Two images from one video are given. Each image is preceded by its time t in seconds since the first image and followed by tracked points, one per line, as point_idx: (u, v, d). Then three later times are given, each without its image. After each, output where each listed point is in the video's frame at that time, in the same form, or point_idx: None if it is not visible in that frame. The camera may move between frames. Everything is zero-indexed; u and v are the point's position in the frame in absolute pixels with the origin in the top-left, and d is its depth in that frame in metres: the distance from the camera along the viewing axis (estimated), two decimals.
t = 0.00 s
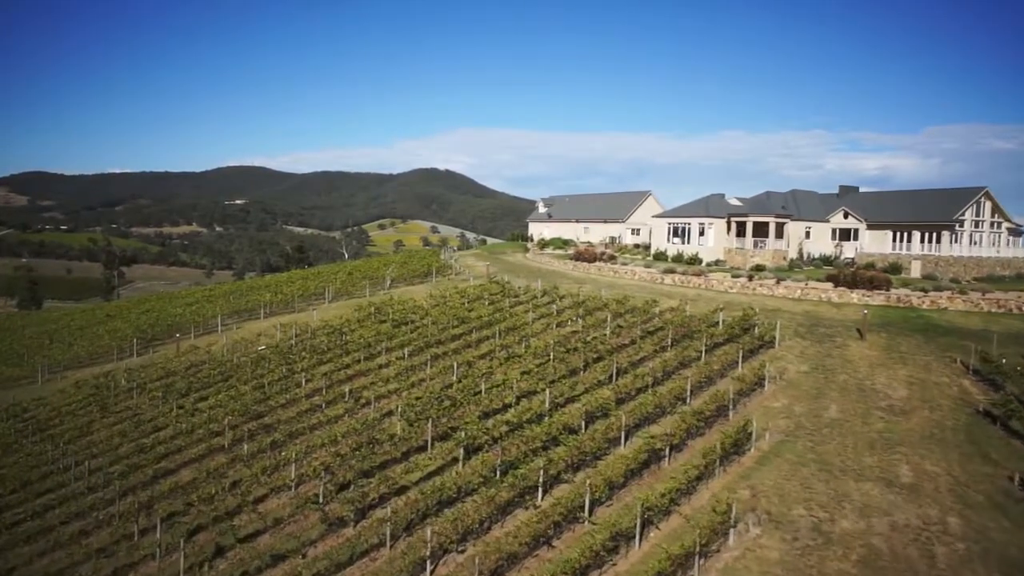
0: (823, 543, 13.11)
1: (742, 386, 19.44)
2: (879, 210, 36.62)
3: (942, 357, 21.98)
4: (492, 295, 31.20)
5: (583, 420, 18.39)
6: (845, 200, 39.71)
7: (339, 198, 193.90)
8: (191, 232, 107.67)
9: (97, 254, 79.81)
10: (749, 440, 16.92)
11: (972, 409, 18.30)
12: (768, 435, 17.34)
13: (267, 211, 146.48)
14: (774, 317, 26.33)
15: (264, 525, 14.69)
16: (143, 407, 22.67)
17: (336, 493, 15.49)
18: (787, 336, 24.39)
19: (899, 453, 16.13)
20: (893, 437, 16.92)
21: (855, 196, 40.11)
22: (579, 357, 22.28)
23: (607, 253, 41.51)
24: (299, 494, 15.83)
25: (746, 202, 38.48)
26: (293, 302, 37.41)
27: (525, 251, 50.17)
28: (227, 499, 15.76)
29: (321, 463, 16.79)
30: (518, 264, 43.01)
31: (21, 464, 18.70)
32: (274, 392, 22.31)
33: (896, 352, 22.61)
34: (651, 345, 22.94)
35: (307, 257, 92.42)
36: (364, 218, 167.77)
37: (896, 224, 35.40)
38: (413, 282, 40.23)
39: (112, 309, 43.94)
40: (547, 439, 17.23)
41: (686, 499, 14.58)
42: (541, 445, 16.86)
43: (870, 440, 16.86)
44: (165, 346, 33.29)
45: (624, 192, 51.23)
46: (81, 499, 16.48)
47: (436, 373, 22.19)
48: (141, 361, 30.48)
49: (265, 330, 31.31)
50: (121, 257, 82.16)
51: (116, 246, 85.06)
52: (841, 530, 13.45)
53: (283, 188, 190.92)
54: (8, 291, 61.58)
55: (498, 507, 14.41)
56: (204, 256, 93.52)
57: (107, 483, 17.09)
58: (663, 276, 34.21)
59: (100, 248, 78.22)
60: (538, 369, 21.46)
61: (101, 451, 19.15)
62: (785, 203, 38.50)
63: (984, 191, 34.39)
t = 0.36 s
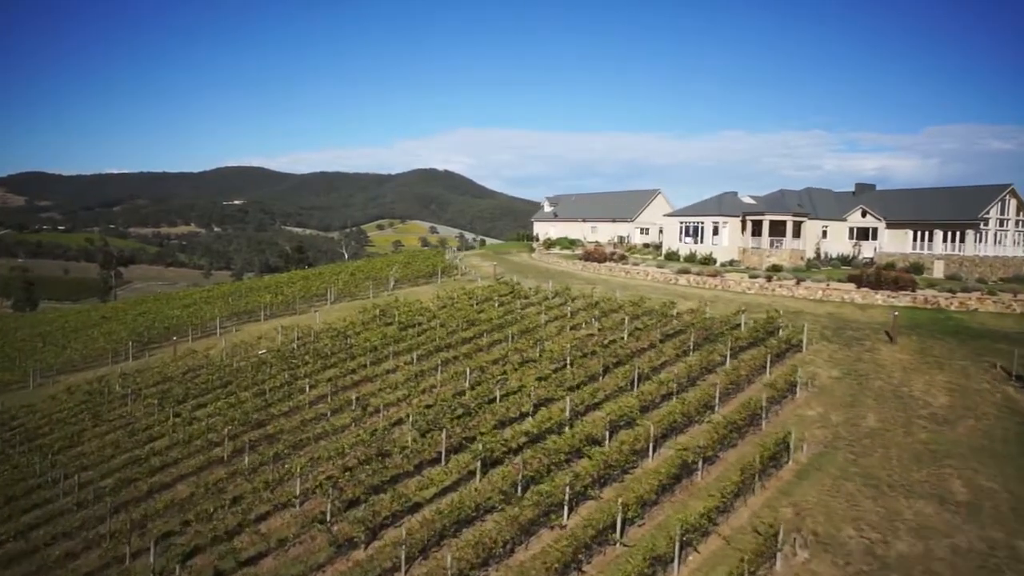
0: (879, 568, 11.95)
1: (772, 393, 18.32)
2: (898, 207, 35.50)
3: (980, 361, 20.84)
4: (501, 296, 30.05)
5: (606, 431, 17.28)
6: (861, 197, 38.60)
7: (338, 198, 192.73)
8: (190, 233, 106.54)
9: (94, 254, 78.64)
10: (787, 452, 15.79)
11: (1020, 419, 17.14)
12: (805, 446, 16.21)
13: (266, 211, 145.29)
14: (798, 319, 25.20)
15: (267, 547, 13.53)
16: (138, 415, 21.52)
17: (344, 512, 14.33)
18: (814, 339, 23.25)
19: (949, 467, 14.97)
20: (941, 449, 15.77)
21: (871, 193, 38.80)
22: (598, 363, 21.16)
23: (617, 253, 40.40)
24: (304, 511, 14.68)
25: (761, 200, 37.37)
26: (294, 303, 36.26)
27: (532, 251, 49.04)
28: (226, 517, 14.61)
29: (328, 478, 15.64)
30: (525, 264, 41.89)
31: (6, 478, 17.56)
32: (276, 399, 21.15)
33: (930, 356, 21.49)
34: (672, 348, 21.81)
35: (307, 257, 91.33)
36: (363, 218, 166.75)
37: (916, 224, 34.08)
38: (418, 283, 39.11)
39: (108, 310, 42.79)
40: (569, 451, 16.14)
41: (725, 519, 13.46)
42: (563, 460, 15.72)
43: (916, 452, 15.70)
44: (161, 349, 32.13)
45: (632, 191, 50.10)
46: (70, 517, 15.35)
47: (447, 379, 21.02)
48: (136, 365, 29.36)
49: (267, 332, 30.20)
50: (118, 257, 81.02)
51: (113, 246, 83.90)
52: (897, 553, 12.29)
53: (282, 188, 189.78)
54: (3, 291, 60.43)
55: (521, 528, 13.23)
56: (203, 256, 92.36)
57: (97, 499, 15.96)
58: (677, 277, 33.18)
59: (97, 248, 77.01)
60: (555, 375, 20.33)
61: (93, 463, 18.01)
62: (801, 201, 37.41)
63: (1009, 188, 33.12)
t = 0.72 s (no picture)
0: None
1: (809, 400, 17.17)
2: (919, 206, 34.41)
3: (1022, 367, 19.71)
4: (512, 298, 28.93)
5: (634, 443, 16.15)
6: (879, 195, 37.50)
7: (337, 198, 191.57)
8: (187, 233, 105.43)
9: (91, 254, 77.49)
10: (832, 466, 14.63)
11: None
12: (850, 459, 15.05)
13: (265, 211, 144.17)
14: (825, 322, 24.09)
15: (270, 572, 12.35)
16: (133, 423, 20.38)
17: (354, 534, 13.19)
18: (843, 343, 22.14)
19: (1010, 484, 13.81)
20: (997, 464, 14.61)
21: (889, 191, 37.70)
22: (619, 369, 20.04)
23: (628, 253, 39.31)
24: (311, 533, 13.53)
25: (778, 199, 36.27)
26: (296, 304, 35.13)
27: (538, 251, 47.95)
28: (227, 537, 13.45)
29: (337, 496, 14.52)
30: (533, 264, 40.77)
31: None
32: (279, 408, 20.02)
33: (969, 361, 20.37)
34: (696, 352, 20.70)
35: (307, 258, 90.24)
36: (362, 219, 165.72)
37: (938, 223, 33.03)
38: (423, 284, 37.98)
39: (104, 312, 41.63)
40: (596, 465, 15.00)
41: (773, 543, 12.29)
42: (590, 476, 14.63)
43: (971, 467, 14.55)
44: (159, 353, 30.99)
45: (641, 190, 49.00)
46: (57, 537, 14.21)
47: (460, 386, 19.91)
48: (132, 370, 28.20)
49: (268, 335, 29.04)
50: (115, 257, 79.82)
51: (110, 246, 82.75)
52: None
53: (281, 189, 188.69)
54: None
55: (550, 553, 12.05)
56: (201, 256, 91.25)
57: (88, 517, 14.82)
58: (693, 277, 32.08)
59: (94, 248, 75.82)
60: (575, 383, 19.23)
61: (84, 477, 16.86)
62: (818, 199, 36.28)
63: None
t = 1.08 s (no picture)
0: None
1: (852, 409, 16.05)
2: (942, 203, 33.34)
3: None
4: (525, 300, 27.83)
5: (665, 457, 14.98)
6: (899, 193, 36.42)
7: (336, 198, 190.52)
8: (187, 232, 104.43)
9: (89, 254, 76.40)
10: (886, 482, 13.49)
11: None
12: (904, 475, 13.91)
13: (264, 211, 143.15)
14: (855, 324, 23.00)
15: None
16: (129, 432, 19.28)
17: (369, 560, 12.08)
18: (877, 346, 21.03)
19: None
20: None
21: (910, 188, 36.60)
22: (644, 376, 18.90)
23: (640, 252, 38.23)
24: (321, 557, 12.40)
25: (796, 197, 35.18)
26: (299, 306, 34.05)
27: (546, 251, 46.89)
28: (228, 561, 12.31)
29: (348, 515, 13.40)
30: (542, 264, 39.68)
31: None
32: (285, 417, 18.89)
33: (1013, 366, 19.25)
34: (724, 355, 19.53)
35: (307, 257, 89.21)
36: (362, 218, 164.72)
37: (964, 222, 31.93)
38: (430, 284, 36.86)
39: (101, 312, 40.50)
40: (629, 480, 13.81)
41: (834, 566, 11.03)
42: (623, 493, 13.53)
43: None
44: (157, 356, 29.90)
45: (651, 188, 47.92)
46: (46, 561, 13.09)
47: (476, 396, 18.79)
48: (130, 374, 27.11)
49: (271, 338, 27.92)
50: (114, 256, 78.71)
51: (108, 245, 81.67)
52: None
53: (280, 188, 187.59)
54: None
55: None
56: (200, 256, 90.19)
57: (78, 537, 13.69)
58: (710, 278, 31.00)
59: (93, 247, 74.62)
60: (598, 391, 18.17)
61: (77, 493, 15.75)
62: (838, 197, 35.18)
63: None
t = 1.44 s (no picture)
0: None
1: (903, 420, 14.92)
2: (967, 201, 32.16)
3: None
4: (538, 303, 26.75)
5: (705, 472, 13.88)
6: (920, 191, 35.29)
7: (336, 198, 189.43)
8: (185, 232, 103.34)
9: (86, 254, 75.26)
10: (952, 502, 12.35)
11: None
12: (969, 493, 12.77)
13: (263, 211, 142.05)
14: (888, 327, 21.90)
15: None
16: (126, 443, 18.16)
17: None
18: (916, 350, 19.91)
19: None
20: None
21: (932, 186, 35.48)
22: (674, 384, 17.78)
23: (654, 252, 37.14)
24: None
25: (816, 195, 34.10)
26: (303, 308, 32.96)
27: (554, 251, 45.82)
28: None
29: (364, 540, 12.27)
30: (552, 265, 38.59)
31: None
32: (291, 427, 17.76)
33: None
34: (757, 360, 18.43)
35: (307, 257, 88.12)
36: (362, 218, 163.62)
37: (991, 220, 30.80)
38: (437, 285, 35.74)
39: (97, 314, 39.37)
40: (670, 499, 12.70)
41: None
42: (663, 514, 12.41)
43: None
44: (156, 360, 28.79)
45: (661, 187, 46.85)
46: None
47: (495, 405, 17.70)
48: (128, 379, 26.01)
49: (274, 342, 26.82)
50: (112, 256, 77.53)
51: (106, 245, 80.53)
52: None
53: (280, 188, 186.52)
54: None
55: None
56: (198, 256, 89.09)
57: (69, 563, 12.57)
58: (729, 279, 29.90)
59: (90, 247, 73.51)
60: (625, 401, 17.09)
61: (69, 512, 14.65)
62: (859, 195, 34.10)
63: None
